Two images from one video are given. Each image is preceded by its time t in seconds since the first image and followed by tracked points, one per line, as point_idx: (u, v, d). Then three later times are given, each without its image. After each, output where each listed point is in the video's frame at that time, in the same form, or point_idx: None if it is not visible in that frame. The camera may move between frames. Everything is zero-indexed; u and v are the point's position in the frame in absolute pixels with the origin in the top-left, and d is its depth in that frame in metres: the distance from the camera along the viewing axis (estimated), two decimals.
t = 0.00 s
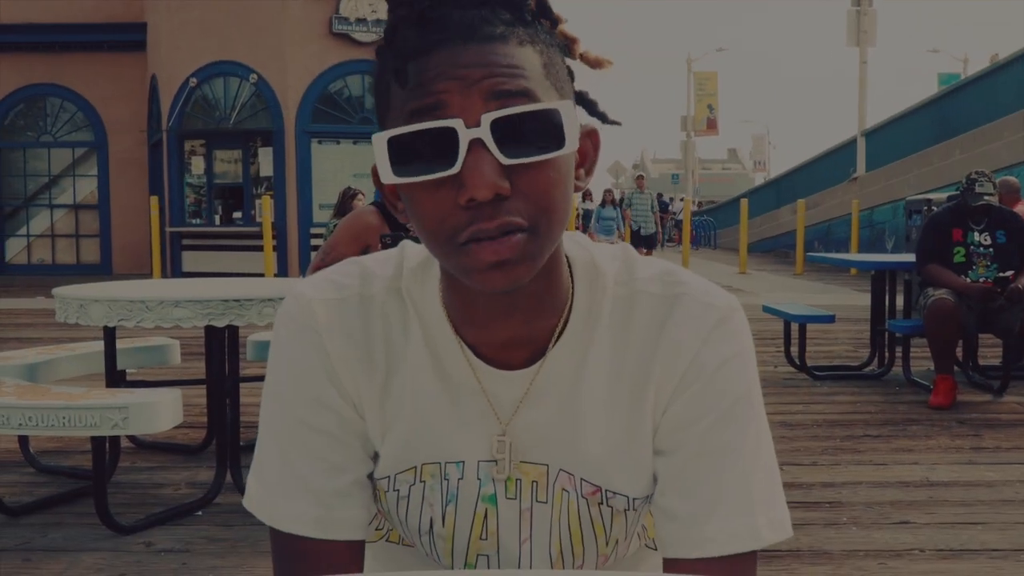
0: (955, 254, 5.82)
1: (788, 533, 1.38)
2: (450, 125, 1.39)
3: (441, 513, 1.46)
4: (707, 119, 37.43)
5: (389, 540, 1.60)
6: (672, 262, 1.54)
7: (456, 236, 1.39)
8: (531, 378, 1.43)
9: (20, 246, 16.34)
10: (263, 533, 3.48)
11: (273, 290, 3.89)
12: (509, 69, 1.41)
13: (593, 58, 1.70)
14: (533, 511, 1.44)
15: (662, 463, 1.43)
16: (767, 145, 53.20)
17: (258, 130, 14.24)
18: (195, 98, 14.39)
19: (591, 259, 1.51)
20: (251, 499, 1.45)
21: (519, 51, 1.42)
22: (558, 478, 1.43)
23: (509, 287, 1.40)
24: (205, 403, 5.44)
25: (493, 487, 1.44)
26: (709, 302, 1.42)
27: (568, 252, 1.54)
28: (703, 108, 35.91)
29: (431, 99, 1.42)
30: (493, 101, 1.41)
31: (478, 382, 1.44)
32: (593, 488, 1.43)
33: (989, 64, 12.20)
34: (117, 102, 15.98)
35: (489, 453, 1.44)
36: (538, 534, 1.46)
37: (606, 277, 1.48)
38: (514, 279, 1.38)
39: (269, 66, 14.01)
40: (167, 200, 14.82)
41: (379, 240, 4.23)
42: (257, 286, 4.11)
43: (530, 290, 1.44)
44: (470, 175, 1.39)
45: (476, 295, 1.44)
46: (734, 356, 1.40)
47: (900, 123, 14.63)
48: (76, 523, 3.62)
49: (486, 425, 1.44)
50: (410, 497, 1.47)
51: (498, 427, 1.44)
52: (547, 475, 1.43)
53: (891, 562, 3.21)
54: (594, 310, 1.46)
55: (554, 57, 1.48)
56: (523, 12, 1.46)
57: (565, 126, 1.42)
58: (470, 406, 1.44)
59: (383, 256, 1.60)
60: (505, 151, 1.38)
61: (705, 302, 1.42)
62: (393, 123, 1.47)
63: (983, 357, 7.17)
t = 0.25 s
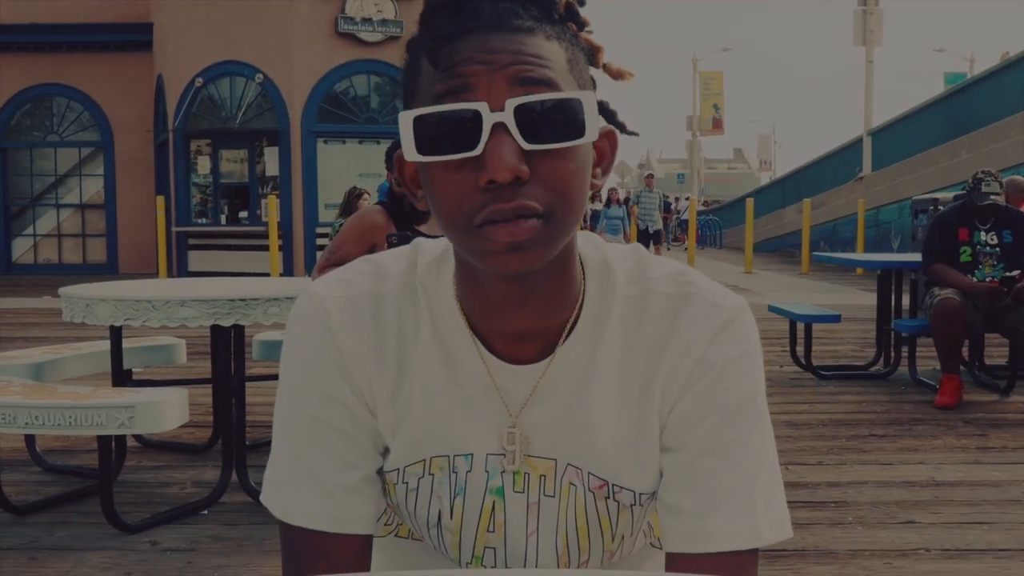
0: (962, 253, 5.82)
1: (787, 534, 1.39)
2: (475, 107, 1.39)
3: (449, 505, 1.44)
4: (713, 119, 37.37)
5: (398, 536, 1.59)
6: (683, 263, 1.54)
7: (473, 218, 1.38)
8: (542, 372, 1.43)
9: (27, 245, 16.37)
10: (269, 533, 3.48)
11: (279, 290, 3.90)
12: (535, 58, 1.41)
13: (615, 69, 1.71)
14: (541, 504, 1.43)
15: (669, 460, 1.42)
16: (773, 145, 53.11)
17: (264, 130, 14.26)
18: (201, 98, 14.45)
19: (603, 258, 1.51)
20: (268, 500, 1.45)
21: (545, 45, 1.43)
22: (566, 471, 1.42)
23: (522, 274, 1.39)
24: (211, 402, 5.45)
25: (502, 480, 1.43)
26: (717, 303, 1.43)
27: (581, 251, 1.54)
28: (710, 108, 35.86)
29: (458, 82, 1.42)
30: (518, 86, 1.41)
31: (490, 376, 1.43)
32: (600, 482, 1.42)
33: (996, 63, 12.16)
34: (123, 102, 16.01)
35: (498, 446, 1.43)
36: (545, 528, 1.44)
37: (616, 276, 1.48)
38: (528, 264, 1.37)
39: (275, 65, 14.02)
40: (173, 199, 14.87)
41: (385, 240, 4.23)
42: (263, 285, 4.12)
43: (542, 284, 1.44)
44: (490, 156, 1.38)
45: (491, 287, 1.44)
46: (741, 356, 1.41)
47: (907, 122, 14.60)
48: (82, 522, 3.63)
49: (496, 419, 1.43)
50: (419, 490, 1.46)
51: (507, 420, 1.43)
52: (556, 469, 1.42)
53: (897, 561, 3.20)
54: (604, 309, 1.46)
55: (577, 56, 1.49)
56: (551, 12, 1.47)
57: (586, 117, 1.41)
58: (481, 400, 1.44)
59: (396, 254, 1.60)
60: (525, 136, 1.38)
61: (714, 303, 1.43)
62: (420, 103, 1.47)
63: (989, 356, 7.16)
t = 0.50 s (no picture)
0: (961, 258, 5.83)
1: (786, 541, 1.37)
2: (494, 99, 1.36)
3: (452, 503, 1.40)
4: (712, 124, 37.39)
5: (403, 536, 1.55)
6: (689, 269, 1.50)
7: (485, 209, 1.35)
8: (548, 370, 1.39)
9: (27, 250, 16.37)
10: (268, 539, 3.48)
11: (279, 295, 3.90)
12: (557, 58, 1.39)
13: (635, 88, 1.68)
14: (543, 503, 1.39)
15: (672, 463, 1.39)
16: (773, 149, 53.12)
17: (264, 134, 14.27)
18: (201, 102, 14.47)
19: (610, 260, 1.47)
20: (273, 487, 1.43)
21: (568, 48, 1.40)
22: (569, 471, 1.38)
23: (531, 268, 1.36)
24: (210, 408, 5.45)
25: (504, 477, 1.39)
26: (723, 309, 1.40)
27: (588, 253, 1.50)
28: (709, 114, 35.86)
29: (481, 73, 1.40)
30: (539, 82, 1.38)
31: (496, 374, 1.39)
32: (603, 482, 1.38)
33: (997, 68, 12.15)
34: (124, 107, 16.02)
35: (503, 443, 1.39)
36: (547, 527, 1.40)
37: (622, 278, 1.44)
38: (536, 257, 1.35)
39: (275, 70, 14.04)
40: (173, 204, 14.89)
41: (384, 244, 4.24)
42: (263, 290, 4.12)
43: (551, 283, 1.40)
44: (506, 149, 1.36)
45: (499, 283, 1.41)
46: (746, 362, 1.38)
47: (907, 127, 14.60)
48: (81, 528, 3.63)
49: (500, 416, 1.39)
50: (422, 487, 1.42)
51: (512, 418, 1.40)
52: (558, 469, 1.38)
53: (896, 569, 3.20)
54: (611, 309, 1.42)
55: (598, 64, 1.46)
56: (576, 19, 1.44)
57: (601, 118, 1.38)
58: (485, 398, 1.40)
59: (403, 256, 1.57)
60: (543, 131, 1.35)
61: (720, 309, 1.39)
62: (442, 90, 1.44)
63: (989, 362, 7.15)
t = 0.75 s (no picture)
0: (956, 263, 5.83)
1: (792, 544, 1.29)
2: (511, 91, 1.28)
3: (452, 495, 1.31)
4: (708, 128, 37.50)
5: (402, 535, 1.44)
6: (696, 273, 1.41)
7: (496, 197, 1.27)
8: (552, 366, 1.31)
9: (22, 253, 16.32)
10: (262, 543, 3.48)
11: (275, 298, 3.90)
12: (574, 59, 1.31)
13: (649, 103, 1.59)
14: (543, 499, 1.29)
15: (674, 465, 1.31)
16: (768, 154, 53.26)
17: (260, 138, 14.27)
18: (196, 106, 14.46)
19: (615, 262, 1.39)
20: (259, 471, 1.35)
21: (585, 50, 1.32)
22: (570, 467, 1.29)
23: (539, 260, 1.28)
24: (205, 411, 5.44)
25: (505, 471, 1.29)
26: (727, 311, 1.31)
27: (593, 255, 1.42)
28: (704, 118, 35.98)
29: (501, 67, 1.31)
30: (556, 79, 1.30)
31: (499, 370, 1.31)
32: (604, 478, 1.29)
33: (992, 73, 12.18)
34: (119, 110, 16.01)
35: (504, 438, 1.30)
36: (546, 523, 1.30)
37: (627, 278, 1.36)
38: (544, 249, 1.26)
39: (271, 73, 14.04)
40: (168, 207, 14.87)
41: (379, 248, 4.25)
42: (259, 294, 4.11)
43: (555, 280, 1.32)
44: (519, 139, 1.27)
45: (506, 278, 1.32)
46: (749, 366, 1.29)
47: (902, 132, 14.63)
48: (75, 531, 3.62)
49: (502, 412, 1.31)
50: (422, 480, 1.32)
51: (513, 414, 1.31)
52: (559, 465, 1.29)
53: (890, 572, 3.20)
54: (614, 309, 1.34)
55: (614, 69, 1.37)
56: (597, 28, 1.35)
57: (615, 117, 1.30)
58: (488, 391, 1.31)
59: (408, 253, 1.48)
60: (558, 125, 1.27)
61: (724, 312, 1.31)
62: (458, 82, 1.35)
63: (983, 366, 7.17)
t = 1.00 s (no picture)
0: (955, 264, 5.82)
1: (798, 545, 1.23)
2: (545, 86, 1.23)
3: (457, 490, 1.24)
4: (707, 130, 37.48)
5: (401, 531, 1.35)
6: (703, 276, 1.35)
7: (520, 186, 1.21)
8: (562, 364, 1.24)
9: (20, 254, 16.28)
10: (262, 543, 3.48)
11: (274, 299, 3.90)
12: (608, 61, 1.27)
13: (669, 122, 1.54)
14: (549, 495, 1.22)
15: (683, 463, 1.24)
16: (767, 156, 53.32)
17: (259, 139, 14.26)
18: (196, 107, 14.46)
19: (626, 263, 1.32)
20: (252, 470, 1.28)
21: (619, 54, 1.28)
22: (577, 464, 1.22)
23: (559, 256, 1.22)
24: (204, 412, 5.44)
25: (512, 467, 1.22)
26: (737, 312, 1.25)
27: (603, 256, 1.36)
28: (704, 119, 35.98)
29: (536, 61, 1.26)
30: (589, 77, 1.25)
31: (510, 367, 1.24)
32: (612, 475, 1.22)
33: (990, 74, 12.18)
34: (118, 111, 16.00)
35: (512, 434, 1.23)
36: (550, 520, 1.23)
37: (638, 278, 1.29)
38: (566, 245, 1.20)
39: (270, 74, 14.04)
40: (167, 209, 14.87)
41: (378, 250, 4.21)
42: (258, 295, 4.11)
43: (571, 280, 1.26)
44: (548, 132, 1.21)
45: (521, 273, 1.26)
46: (754, 368, 1.22)
47: (902, 133, 14.63)
48: (75, 532, 3.62)
49: (512, 409, 1.24)
50: (427, 475, 1.25)
51: (522, 410, 1.24)
52: (566, 462, 1.22)
53: (889, 572, 3.20)
54: (624, 312, 1.27)
55: (643, 75, 1.32)
56: (629, 40, 1.32)
57: (644, 117, 1.25)
58: (496, 387, 1.24)
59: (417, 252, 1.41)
60: (589, 121, 1.22)
61: (733, 313, 1.24)
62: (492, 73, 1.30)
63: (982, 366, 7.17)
